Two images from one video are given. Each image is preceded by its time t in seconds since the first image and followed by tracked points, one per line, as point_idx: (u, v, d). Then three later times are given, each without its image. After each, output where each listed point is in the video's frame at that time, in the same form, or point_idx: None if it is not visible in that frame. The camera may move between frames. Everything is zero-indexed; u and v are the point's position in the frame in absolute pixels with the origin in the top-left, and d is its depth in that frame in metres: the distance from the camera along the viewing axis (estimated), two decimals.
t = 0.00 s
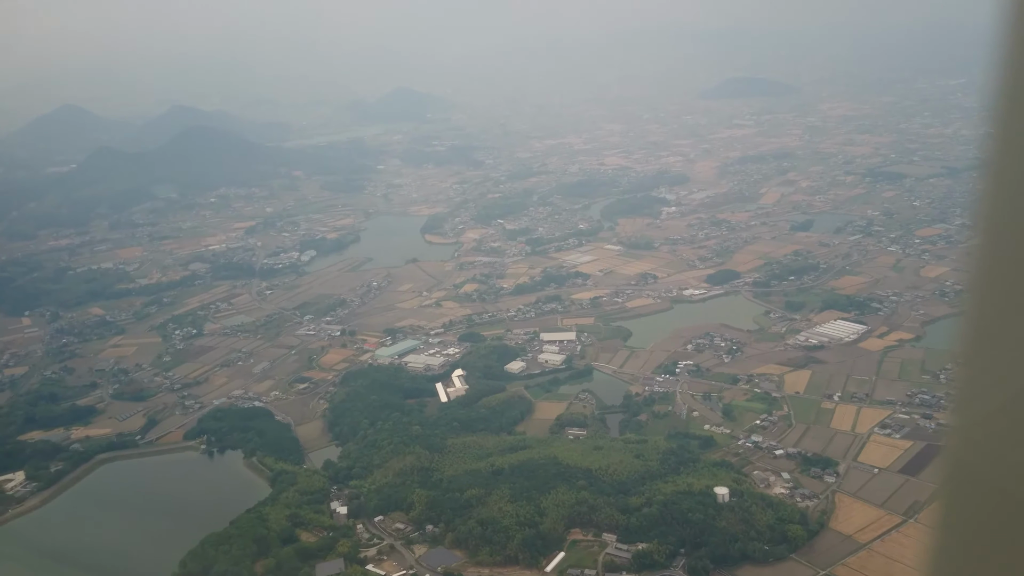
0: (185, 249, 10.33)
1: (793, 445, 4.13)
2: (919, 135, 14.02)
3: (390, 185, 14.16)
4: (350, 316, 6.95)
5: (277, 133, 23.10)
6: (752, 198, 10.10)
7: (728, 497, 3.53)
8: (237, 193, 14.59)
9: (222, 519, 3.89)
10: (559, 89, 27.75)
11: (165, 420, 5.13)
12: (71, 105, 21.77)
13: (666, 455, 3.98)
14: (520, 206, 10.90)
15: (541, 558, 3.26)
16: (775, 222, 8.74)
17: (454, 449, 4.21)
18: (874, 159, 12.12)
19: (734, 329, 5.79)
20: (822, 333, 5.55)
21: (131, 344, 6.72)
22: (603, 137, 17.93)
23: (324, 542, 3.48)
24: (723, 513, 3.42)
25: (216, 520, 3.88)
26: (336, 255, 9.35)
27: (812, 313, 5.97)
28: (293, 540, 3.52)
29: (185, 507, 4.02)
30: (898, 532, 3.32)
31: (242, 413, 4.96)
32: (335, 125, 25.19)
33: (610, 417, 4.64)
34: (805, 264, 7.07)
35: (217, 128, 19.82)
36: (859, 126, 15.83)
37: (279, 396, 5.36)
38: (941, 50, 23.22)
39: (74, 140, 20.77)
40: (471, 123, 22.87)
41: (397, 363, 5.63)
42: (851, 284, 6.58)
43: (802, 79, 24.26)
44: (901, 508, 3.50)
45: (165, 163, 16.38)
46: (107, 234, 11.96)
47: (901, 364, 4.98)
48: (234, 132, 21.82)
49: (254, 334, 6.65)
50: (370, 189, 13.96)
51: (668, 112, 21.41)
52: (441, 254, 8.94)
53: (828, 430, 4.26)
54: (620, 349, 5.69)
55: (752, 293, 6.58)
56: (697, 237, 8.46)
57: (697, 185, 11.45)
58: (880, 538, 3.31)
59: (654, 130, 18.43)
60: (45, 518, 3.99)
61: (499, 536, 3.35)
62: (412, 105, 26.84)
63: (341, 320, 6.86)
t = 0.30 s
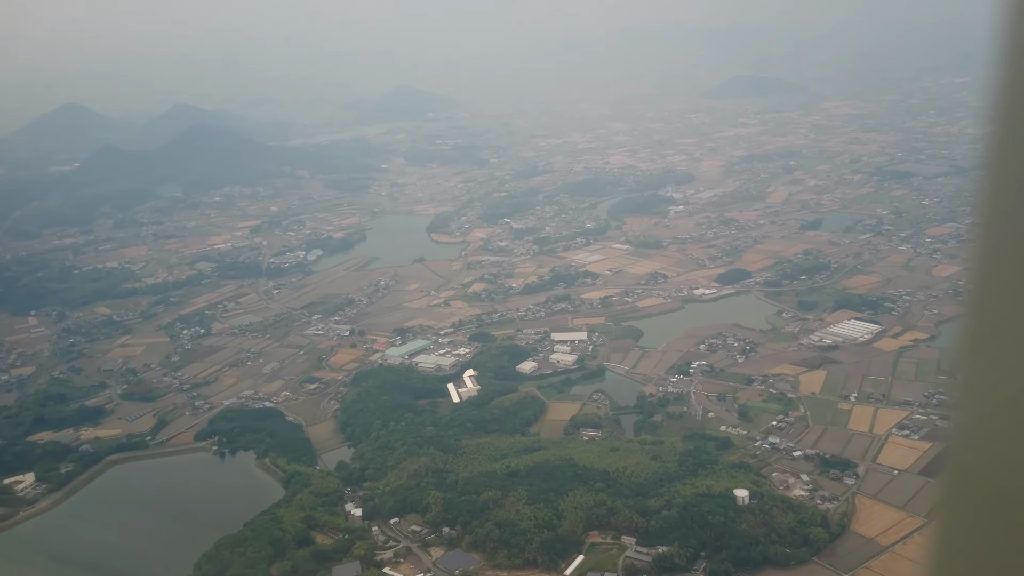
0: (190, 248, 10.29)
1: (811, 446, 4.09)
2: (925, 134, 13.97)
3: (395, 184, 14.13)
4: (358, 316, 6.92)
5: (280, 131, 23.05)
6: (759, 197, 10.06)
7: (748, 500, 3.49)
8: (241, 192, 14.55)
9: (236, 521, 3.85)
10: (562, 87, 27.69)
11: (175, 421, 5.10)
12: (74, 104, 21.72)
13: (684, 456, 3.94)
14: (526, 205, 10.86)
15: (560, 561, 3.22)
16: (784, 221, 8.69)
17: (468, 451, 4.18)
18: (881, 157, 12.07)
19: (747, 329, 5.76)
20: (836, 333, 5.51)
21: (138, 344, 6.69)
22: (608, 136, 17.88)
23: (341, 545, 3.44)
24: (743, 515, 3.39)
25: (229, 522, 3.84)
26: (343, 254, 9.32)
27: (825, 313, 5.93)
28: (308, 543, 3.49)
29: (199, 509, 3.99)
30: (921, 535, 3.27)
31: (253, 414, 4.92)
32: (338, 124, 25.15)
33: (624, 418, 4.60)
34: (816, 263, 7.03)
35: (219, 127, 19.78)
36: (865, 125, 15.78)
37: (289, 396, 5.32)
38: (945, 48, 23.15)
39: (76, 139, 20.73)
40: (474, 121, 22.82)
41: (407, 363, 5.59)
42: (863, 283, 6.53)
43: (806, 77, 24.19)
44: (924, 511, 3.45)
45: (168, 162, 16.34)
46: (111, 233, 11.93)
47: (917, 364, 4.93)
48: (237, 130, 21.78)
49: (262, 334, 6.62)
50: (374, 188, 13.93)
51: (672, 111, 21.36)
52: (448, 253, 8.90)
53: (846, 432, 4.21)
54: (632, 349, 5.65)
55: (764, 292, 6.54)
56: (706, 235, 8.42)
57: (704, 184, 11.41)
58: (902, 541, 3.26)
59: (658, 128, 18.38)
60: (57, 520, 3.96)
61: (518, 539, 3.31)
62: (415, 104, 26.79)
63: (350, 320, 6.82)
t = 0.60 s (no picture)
0: (196, 247, 10.26)
1: (830, 446, 4.04)
2: (932, 130, 13.91)
3: (400, 183, 14.09)
4: (367, 314, 6.89)
5: (283, 129, 23.03)
6: (767, 195, 10.01)
7: (769, 500, 3.46)
8: (246, 191, 14.52)
9: (250, 522, 3.82)
10: (565, 85, 27.64)
11: (186, 421, 5.07)
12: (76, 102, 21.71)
13: (702, 456, 3.91)
14: (532, 203, 10.82)
15: (580, 562, 3.18)
16: (794, 219, 8.65)
17: (484, 450, 4.14)
18: (889, 155, 12.02)
19: (760, 328, 5.72)
20: (851, 331, 5.47)
21: (147, 343, 6.66)
22: (612, 134, 17.83)
23: (357, 546, 3.41)
24: (765, 516, 3.35)
25: (243, 524, 3.80)
26: (350, 253, 9.29)
27: (839, 312, 5.89)
28: (325, 543, 3.46)
29: (212, 509, 3.95)
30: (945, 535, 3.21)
31: (265, 414, 4.89)
32: (341, 122, 25.13)
33: (639, 417, 4.56)
34: (828, 261, 6.99)
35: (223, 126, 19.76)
36: (871, 122, 15.72)
37: (300, 395, 5.29)
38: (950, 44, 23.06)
39: (79, 138, 20.70)
40: (478, 119, 22.78)
41: (419, 362, 5.56)
42: (876, 280, 6.49)
43: (810, 74, 24.13)
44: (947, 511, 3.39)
45: (172, 160, 16.31)
46: (116, 232, 11.90)
47: (934, 363, 4.88)
48: (240, 128, 21.75)
49: (271, 333, 6.58)
50: (379, 186, 13.89)
51: (676, 108, 21.31)
52: (455, 252, 8.87)
53: (865, 431, 4.16)
54: (644, 347, 5.61)
55: (776, 290, 6.50)
56: (715, 233, 8.38)
57: (711, 182, 11.36)
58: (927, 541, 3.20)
59: (663, 125, 18.33)
60: (69, 521, 3.92)
61: (537, 541, 3.27)
62: (418, 101, 26.75)
63: (359, 319, 6.79)
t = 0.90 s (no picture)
0: (202, 245, 10.23)
1: (850, 445, 3.99)
2: (940, 125, 13.85)
3: (405, 180, 14.05)
4: (376, 312, 6.85)
5: (286, 127, 22.98)
6: (776, 191, 9.96)
7: (792, 501, 3.41)
8: (251, 188, 14.48)
9: (266, 524, 3.77)
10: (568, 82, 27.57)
11: (197, 420, 5.04)
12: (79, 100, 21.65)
13: (722, 455, 3.87)
14: (539, 200, 10.77)
15: (602, 564, 3.13)
16: (804, 215, 8.59)
17: (500, 450, 4.10)
18: (897, 150, 11.96)
19: (775, 325, 5.67)
20: (867, 329, 5.42)
21: (155, 343, 6.62)
22: (616, 130, 17.78)
23: (375, 547, 3.36)
24: (788, 517, 3.30)
25: (259, 526, 3.76)
26: (357, 250, 9.25)
27: (853, 309, 5.84)
28: (342, 545, 3.42)
29: (226, 512, 3.91)
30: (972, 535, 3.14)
31: (277, 414, 4.85)
32: (344, 119, 25.08)
33: (656, 417, 4.52)
34: (840, 257, 6.93)
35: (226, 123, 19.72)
36: (877, 117, 15.65)
37: (311, 394, 5.26)
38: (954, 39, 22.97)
39: (82, 136, 20.66)
40: (481, 116, 22.73)
41: (430, 361, 5.52)
42: (889, 277, 6.44)
43: (814, 69, 24.06)
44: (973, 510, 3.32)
45: (175, 158, 16.27)
46: (121, 230, 11.87)
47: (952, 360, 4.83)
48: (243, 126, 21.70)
49: (280, 332, 6.54)
50: (384, 184, 13.84)
51: (680, 104, 21.25)
52: (463, 249, 8.83)
53: (885, 430, 4.11)
54: (658, 345, 5.57)
55: (789, 287, 6.45)
56: (725, 230, 8.33)
57: (718, 178, 11.31)
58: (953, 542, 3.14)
59: (667, 121, 18.28)
60: (82, 524, 3.88)
61: (557, 542, 3.23)
62: (421, 98, 26.69)
63: (368, 317, 6.75)
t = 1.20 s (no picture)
0: (205, 243, 10.18)
1: (867, 445, 3.94)
2: (944, 122, 13.80)
3: (407, 177, 13.99)
4: (383, 311, 6.80)
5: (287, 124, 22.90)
6: (782, 188, 9.91)
7: (812, 501, 3.38)
8: (253, 186, 14.42)
9: (279, 527, 3.73)
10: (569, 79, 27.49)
11: (205, 420, 5.00)
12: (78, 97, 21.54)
13: (738, 456, 3.83)
14: (543, 197, 10.72)
15: (621, 566, 3.10)
16: (812, 212, 8.55)
17: (514, 451, 4.07)
18: (902, 147, 11.91)
19: (786, 324, 5.64)
20: (880, 327, 5.38)
21: (160, 342, 6.58)
22: (619, 127, 17.72)
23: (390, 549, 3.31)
24: (808, 518, 3.26)
25: (271, 529, 3.72)
26: (362, 248, 9.20)
27: (865, 307, 5.80)
28: (357, 547, 3.38)
29: (238, 513, 3.87)
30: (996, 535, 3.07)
31: (286, 413, 4.81)
32: (345, 117, 25.00)
33: (670, 416, 4.48)
34: (849, 255, 6.89)
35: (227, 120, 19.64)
36: (881, 114, 15.60)
37: (320, 394, 5.22)
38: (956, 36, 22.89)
39: (82, 133, 20.56)
40: (482, 113, 22.65)
41: (439, 360, 5.48)
42: (900, 274, 6.40)
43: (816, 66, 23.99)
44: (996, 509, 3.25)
45: (176, 154, 16.19)
46: (122, 228, 11.81)
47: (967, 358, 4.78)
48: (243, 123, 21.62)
49: (287, 331, 6.49)
50: (387, 181, 13.78)
51: (682, 101, 21.18)
52: (469, 247, 8.78)
53: (902, 429, 4.06)
54: (668, 344, 5.53)
55: (799, 285, 6.42)
56: (732, 227, 8.29)
57: (723, 175, 11.26)
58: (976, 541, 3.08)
59: (670, 118, 18.23)
60: (91, 526, 3.84)
61: (575, 544, 3.19)
62: (422, 95, 26.60)
63: (375, 316, 6.71)
